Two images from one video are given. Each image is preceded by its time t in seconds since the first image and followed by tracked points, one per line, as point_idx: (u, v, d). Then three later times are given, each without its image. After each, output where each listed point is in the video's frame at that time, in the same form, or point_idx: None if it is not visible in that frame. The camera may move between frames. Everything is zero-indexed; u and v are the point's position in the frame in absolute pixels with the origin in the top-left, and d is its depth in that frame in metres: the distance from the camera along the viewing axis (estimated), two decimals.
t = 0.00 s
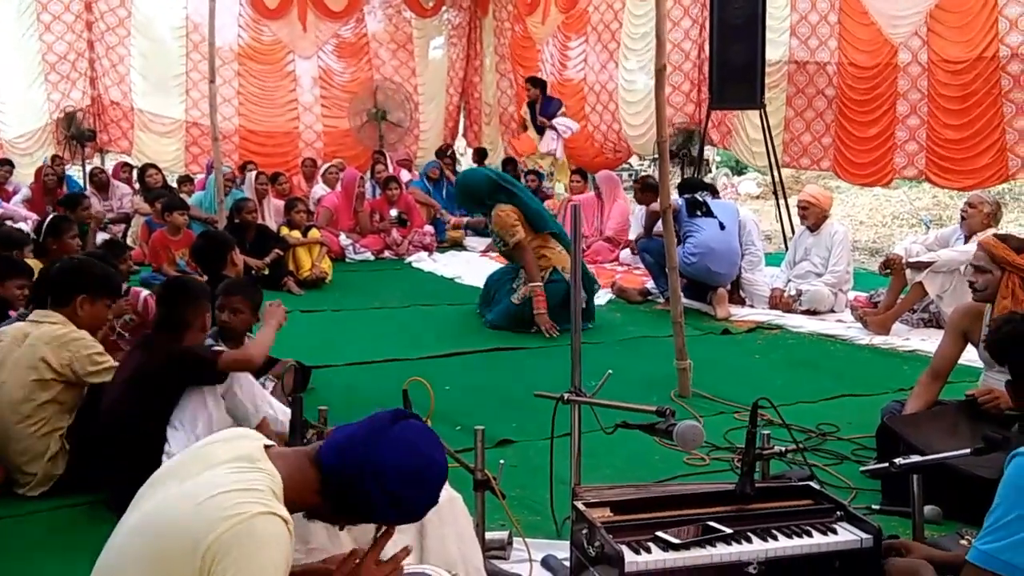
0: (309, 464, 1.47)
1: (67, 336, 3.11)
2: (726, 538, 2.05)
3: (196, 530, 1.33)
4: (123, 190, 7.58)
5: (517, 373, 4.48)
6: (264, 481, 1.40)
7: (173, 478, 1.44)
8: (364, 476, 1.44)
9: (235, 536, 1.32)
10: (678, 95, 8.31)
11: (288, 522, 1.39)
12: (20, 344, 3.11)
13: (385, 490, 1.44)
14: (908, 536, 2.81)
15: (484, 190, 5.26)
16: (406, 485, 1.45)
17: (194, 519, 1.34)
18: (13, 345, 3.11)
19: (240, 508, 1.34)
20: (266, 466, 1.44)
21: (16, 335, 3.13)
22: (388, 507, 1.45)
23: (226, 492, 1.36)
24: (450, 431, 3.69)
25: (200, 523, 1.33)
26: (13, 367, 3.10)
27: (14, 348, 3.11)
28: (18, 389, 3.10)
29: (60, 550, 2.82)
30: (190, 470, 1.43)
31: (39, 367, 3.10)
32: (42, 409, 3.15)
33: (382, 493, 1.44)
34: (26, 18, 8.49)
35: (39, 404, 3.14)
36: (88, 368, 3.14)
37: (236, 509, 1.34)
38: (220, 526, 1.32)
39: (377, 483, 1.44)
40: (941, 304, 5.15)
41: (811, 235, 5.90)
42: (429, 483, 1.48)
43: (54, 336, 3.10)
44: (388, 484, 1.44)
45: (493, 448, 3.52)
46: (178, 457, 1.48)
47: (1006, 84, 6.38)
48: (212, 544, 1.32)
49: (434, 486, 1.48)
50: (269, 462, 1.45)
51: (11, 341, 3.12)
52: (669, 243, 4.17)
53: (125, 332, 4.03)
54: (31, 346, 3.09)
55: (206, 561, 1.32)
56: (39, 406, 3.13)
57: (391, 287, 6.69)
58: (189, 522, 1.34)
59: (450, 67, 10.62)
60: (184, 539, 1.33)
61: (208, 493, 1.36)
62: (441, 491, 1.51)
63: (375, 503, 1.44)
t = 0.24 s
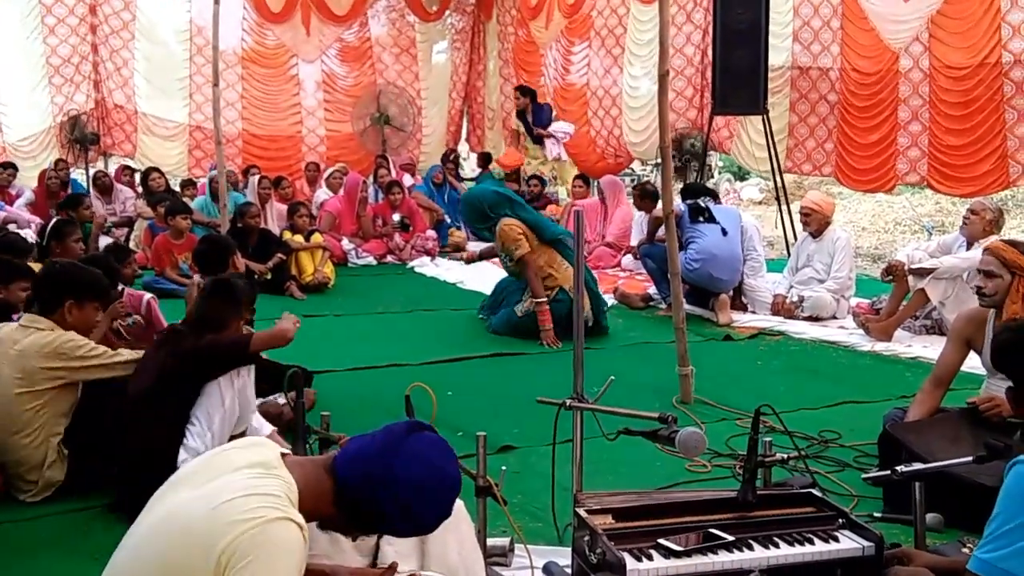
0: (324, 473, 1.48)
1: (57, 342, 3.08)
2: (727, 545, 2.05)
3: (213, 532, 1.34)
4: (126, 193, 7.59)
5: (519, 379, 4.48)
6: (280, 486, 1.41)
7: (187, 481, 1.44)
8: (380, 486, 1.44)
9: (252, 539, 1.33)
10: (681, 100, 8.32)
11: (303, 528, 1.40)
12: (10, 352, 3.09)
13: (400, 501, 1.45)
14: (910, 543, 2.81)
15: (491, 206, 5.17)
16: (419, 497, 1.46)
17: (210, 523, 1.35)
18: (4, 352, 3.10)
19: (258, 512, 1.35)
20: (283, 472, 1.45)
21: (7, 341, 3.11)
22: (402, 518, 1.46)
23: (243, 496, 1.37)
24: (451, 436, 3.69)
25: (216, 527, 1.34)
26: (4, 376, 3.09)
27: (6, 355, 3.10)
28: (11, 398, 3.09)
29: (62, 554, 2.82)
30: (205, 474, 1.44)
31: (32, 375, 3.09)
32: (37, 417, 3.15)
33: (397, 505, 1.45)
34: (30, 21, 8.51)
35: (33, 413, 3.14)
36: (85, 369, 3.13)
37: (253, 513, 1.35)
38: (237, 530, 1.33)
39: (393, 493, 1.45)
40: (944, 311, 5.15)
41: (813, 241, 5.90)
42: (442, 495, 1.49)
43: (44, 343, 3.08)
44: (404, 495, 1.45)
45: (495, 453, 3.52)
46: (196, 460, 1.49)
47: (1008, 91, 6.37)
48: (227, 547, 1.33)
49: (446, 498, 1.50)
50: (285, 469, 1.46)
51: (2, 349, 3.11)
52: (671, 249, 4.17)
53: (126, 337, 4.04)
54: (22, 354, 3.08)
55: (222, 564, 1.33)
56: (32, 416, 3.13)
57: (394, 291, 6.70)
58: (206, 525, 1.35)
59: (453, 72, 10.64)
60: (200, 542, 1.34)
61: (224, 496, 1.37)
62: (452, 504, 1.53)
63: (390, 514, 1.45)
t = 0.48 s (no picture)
0: (330, 468, 1.48)
1: (75, 334, 3.08)
2: (729, 541, 2.05)
3: (221, 527, 1.34)
4: (128, 189, 7.59)
5: (521, 374, 4.48)
6: (287, 482, 1.41)
7: (195, 476, 1.45)
8: (388, 476, 1.45)
9: (259, 535, 1.33)
10: (683, 96, 8.31)
11: (310, 525, 1.39)
12: (28, 343, 3.11)
13: (408, 492, 1.45)
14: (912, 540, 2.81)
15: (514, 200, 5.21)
16: (426, 485, 1.47)
17: (218, 518, 1.35)
18: (22, 343, 3.11)
19: (265, 508, 1.35)
20: (290, 468, 1.45)
21: (26, 332, 3.13)
22: (410, 508, 1.46)
23: (250, 491, 1.37)
24: (453, 432, 3.69)
25: (224, 522, 1.34)
26: (21, 366, 3.11)
27: (22, 346, 3.11)
28: (25, 390, 3.11)
29: (62, 547, 2.82)
30: (213, 471, 1.44)
31: (47, 367, 3.10)
32: (47, 409, 3.16)
33: (404, 494, 1.45)
34: (32, 17, 8.51)
35: (44, 404, 3.15)
36: (99, 361, 3.13)
37: (260, 509, 1.35)
38: (244, 526, 1.33)
39: (401, 484, 1.45)
40: (946, 308, 5.15)
41: (816, 238, 5.89)
42: (449, 483, 1.49)
43: (61, 334, 3.08)
44: (412, 484, 1.46)
45: (497, 449, 3.53)
46: (203, 456, 1.49)
47: (1010, 87, 6.35)
48: (234, 543, 1.32)
49: (454, 486, 1.50)
50: (290, 463, 1.46)
51: (20, 340, 3.12)
52: (673, 246, 4.17)
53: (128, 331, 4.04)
54: (39, 345, 3.09)
55: (229, 559, 1.32)
56: (43, 407, 3.14)
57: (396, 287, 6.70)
58: (214, 521, 1.35)
59: (455, 68, 10.64)
60: (207, 537, 1.34)
61: (233, 491, 1.37)
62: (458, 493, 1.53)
63: (398, 504, 1.45)
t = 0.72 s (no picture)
0: (330, 472, 1.48)
1: (115, 324, 3.19)
2: (730, 544, 2.04)
3: (222, 532, 1.34)
4: (127, 193, 7.59)
5: (521, 377, 4.48)
6: (287, 487, 1.40)
7: (195, 481, 1.44)
8: (390, 479, 1.45)
9: (260, 541, 1.32)
10: (681, 98, 8.31)
11: (311, 530, 1.39)
12: (64, 336, 3.17)
13: (410, 493, 1.45)
14: (912, 542, 2.81)
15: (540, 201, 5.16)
16: (428, 485, 1.47)
17: (219, 523, 1.35)
18: (56, 336, 3.17)
19: (266, 513, 1.35)
20: (290, 472, 1.44)
21: (58, 327, 3.18)
22: (412, 509, 1.46)
23: (251, 496, 1.36)
24: (453, 435, 3.69)
25: (225, 527, 1.34)
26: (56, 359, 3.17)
27: (57, 340, 3.17)
28: (62, 382, 3.17)
29: (61, 551, 2.81)
30: (213, 475, 1.43)
31: (85, 358, 3.17)
32: (82, 401, 3.23)
33: (407, 497, 1.45)
34: (30, 21, 8.51)
35: (81, 396, 3.22)
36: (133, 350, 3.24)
37: (261, 514, 1.35)
38: (246, 530, 1.33)
39: (403, 486, 1.45)
40: (945, 309, 5.16)
41: (814, 240, 5.89)
42: (450, 485, 1.50)
43: (101, 325, 3.17)
44: (414, 486, 1.45)
45: (497, 452, 3.52)
46: (204, 459, 1.49)
47: (1007, 88, 6.35)
48: (235, 549, 1.32)
49: (454, 487, 1.50)
50: (290, 467, 1.45)
51: (53, 333, 3.18)
52: (672, 248, 4.16)
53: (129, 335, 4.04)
54: (76, 337, 3.16)
55: (230, 564, 1.32)
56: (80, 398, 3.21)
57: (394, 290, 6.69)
58: (215, 526, 1.34)
59: (453, 70, 10.64)
60: (208, 542, 1.34)
61: (234, 496, 1.37)
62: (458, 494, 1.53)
63: (400, 506, 1.45)
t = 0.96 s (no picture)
0: (328, 470, 1.48)
1: (127, 314, 3.27)
2: (726, 545, 2.05)
3: (220, 528, 1.34)
4: (126, 190, 7.60)
5: (518, 377, 4.49)
6: (285, 484, 1.40)
7: (193, 478, 1.45)
8: (387, 479, 1.45)
9: (258, 536, 1.33)
10: (681, 100, 8.32)
11: (308, 527, 1.39)
12: (80, 330, 3.20)
13: (407, 493, 1.46)
14: (908, 544, 2.82)
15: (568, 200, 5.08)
16: (426, 486, 1.47)
17: (217, 518, 1.35)
18: (72, 332, 3.20)
19: (264, 509, 1.35)
20: (287, 470, 1.44)
21: (70, 322, 3.21)
22: (409, 510, 1.46)
23: (249, 492, 1.37)
24: (450, 434, 3.69)
25: (223, 522, 1.34)
26: (77, 352, 3.19)
27: (75, 334, 3.20)
28: (88, 375, 3.21)
29: (58, 547, 2.81)
30: (211, 471, 1.44)
31: (106, 350, 3.23)
32: (111, 391, 3.27)
33: (404, 497, 1.46)
34: (31, 18, 8.51)
35: (108, 386, 3.26)
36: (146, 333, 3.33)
37: (259, 509, 1.35)
38: (244, 525, 1.33)
39: (400, 486, 1.45)
40: (943, 312, 5.20)
41: (813, 242, 5.90)
42: (447, 487, 1.50)
43: (115, 312, 3.25)
44: (411, 487, 1.46)
45: (494, 452, 3.53)
46: (202, 456, 1.49)
47: (1006, 92, 6.36)
48: (233, 545, 1.33)
49: (451, 489, 1.51)
50: (288, 466, 1.46)
51: (69, 329, 3.20)
52: (670, 249, 4.16)
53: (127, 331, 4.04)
54: (94, 330, 3.21)
55: (228, 560, 1.32)
56: (108, 388, 3.26)
57: (392, 290, 6.70)
58: (212, 522, 1.35)
59: (454, 70, 10.64)
60: (206, 538, 1.34)
61: (231, 492, 1.37)
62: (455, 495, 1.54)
63: (397, 506, 1.46)
